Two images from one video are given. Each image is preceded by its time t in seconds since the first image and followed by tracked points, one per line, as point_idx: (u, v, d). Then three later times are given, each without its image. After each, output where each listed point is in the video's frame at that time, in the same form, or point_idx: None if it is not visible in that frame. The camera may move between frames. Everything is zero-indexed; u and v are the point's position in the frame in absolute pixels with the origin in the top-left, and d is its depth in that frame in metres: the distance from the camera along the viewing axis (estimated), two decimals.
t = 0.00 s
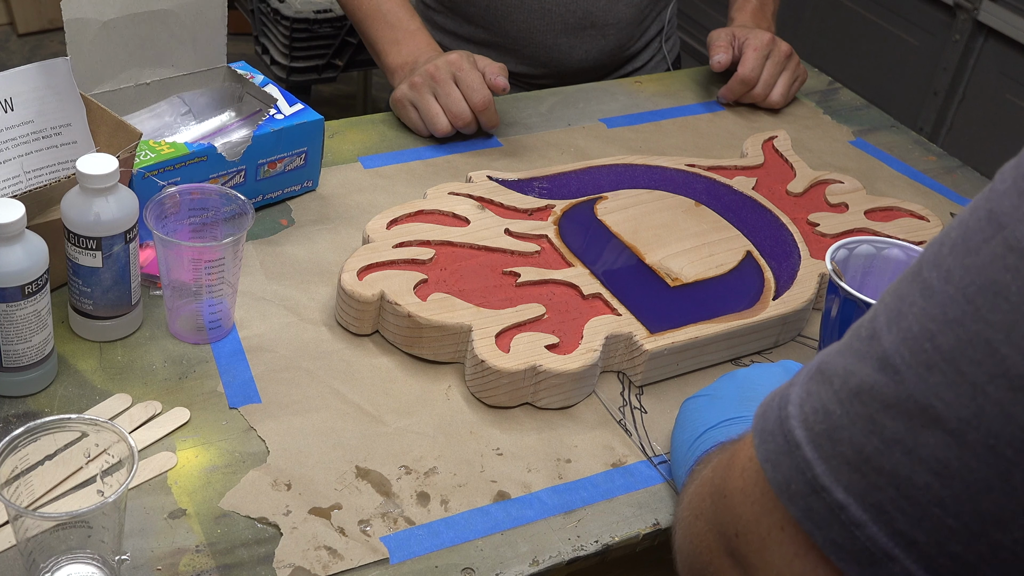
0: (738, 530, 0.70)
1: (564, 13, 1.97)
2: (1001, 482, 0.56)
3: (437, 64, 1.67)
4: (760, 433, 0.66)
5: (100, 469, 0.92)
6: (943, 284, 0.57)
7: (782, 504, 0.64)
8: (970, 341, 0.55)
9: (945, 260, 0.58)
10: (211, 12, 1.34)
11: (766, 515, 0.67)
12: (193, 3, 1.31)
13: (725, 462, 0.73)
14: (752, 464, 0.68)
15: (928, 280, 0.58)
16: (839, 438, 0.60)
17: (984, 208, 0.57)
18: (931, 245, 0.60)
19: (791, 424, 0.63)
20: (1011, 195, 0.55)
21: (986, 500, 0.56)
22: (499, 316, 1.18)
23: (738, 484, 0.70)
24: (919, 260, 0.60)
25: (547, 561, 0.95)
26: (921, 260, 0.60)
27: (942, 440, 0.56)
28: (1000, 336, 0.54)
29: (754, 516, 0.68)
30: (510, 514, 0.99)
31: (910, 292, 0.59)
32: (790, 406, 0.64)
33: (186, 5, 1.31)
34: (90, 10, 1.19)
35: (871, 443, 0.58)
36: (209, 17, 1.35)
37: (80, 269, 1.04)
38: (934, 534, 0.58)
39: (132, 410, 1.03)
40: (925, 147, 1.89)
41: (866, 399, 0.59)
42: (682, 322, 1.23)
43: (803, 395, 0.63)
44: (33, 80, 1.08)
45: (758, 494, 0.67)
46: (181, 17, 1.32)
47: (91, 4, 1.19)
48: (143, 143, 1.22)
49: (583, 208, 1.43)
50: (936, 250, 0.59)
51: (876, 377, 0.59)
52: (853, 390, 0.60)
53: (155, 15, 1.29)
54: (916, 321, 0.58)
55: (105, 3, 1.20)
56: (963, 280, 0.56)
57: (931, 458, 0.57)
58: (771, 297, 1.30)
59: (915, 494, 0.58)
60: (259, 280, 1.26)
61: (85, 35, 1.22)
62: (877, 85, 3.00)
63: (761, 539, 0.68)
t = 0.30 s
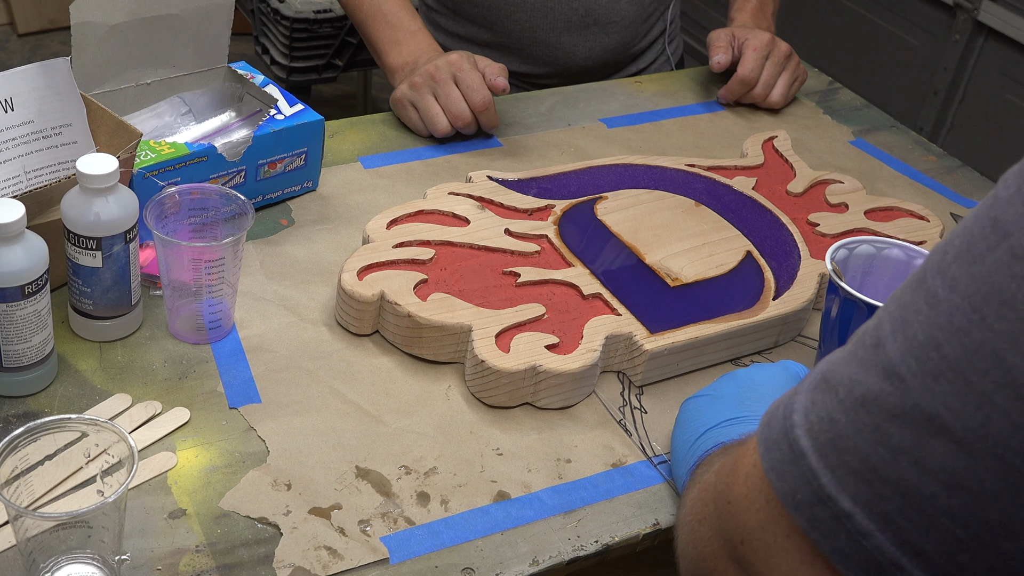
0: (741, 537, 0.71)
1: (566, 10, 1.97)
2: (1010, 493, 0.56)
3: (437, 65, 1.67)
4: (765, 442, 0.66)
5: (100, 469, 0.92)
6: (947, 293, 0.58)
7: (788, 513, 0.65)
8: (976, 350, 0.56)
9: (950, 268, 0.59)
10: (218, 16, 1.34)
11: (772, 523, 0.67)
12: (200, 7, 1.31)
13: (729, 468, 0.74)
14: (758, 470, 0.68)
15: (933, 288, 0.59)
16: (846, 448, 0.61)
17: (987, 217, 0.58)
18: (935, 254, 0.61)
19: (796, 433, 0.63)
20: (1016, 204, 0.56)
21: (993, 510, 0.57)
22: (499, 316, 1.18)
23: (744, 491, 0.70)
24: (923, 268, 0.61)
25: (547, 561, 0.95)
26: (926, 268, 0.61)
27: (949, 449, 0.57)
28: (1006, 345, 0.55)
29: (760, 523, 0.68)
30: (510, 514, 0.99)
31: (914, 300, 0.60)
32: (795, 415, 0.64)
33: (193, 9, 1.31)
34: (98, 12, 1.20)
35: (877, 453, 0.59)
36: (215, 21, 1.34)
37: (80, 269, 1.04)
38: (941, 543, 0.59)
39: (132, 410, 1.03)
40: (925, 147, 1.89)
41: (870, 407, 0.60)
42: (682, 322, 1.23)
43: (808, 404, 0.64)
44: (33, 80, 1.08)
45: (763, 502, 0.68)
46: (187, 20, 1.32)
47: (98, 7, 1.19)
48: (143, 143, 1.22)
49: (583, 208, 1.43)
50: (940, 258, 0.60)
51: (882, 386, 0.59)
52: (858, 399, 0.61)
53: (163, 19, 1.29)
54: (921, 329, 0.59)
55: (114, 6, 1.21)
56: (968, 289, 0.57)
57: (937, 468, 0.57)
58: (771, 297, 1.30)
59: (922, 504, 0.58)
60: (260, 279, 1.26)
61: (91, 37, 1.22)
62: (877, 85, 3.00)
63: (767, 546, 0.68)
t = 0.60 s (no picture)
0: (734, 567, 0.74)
1: (568, 12, 1.97)
2: None
3: (437, 65, 1.67)
4: (784, 494, 0.67)
5: (100, 469, 0.92)
6: (956, 342, 0.59)
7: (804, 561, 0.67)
8: (991, 401, 0.57)
9: (956, 314, 0.59)
10: (216, 16, 1.33)
11: (767, 558, 0.70)
12: (198, 6, 1.30)
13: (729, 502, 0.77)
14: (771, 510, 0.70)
15: (940, 335, 0.60)
16: (867, 500, 0.62)
17: (990, 261, 0.58)
18: (938, 295, 0.61)
19: (816, 485, 0.65)
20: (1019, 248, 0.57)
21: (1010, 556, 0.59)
22: (499, 316, 1.18)
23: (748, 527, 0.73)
24: (925, 311, 0.62)
25: (547, 561, 0.95)
26: (928, 310, 0.62)
27: (967, 500, 0.59)
28: (1019, 394, 0.56)
29: (754, 557, 0.71)
30: (511, 514, 0.99)
31: (921, 347, 0.61)
32: (812, 467, 0.65)
33: (193, 9, 1.30)
34: (98, 13, 1.19)
35: (898, 505, 0.61)
36: (213, 20, 1.34)
37: (80, 269, 1.04)
38: None
39: (132, 410, 1.03)
40: (925, 147, 1.89)
41: (889, 459, 0.61)
42: (682, 321, 1.23)
43: (824, 455, 0.65)
44: (33, 81, 1.08)
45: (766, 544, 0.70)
46: (187, 21, 1.32)
47: (96, 6, 1.18)
48: (143, 143, 1.22)
49: (583, 208, 1.43)
50: (945, 302, 0.60)
51: (900, 439, 0.61)
52: (877, 451, 0.62)
53: (165, 18, 1.29)
54: (933, 379, 0.60)
55: (113, 5, 1.20)
56: (977, 338, 0.58)
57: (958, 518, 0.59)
58: (771, 297, 1.30)
59: (940, 554, 0.61)
60: (259, 280, 1.26)
61: (90, 37, 1.22)
62: (877, 85, 3.00)
63: None
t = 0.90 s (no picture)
0: None
1: (567, 12, 1.97)
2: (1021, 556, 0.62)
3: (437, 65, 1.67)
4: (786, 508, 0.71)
5: (100, 469, 0.92)
6: (955, 354, 0.62)
7: None
8: (991, 410, 0.60)
9: (955, 326, 0.62)
10: (215, 15, 1.33)
11: None
12: (196, 5, 1.30)
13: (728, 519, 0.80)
14: (772, 529, 0.73)
15: (940, 348, 0.63)
16: (864, 512, 0.66)
17: (987, 274, 0.61)
18: (935, 309, 0.64)
19: (818, 501, 0.68)
20: (1011, 261, 0.60)
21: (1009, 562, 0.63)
22: (499, 316, 1.18)
23: (748, 543, 0.76)
24: (922, 324, 0.65)
25: (547, 561, 0.95)
26: (925, 325, 0.64)
27: (966, 508, 0.62)
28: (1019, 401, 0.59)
29: None
30: (511, 514, 0.99)
31: (921, 360, 0.64)
32: (816, 483, 0.69)
33: (190, 7, 1.30)
34: (96, 11, 1.19)
35: (897, 517, 0.64)
36: (212, 20, 1.34)
37: (80, 269, 1.04)
38: None
39: (132, 409, 1.03)
40: (925, 147, 1.89)
41: (890, 472, 0.64)
42: (682, 321, 1.23)
43: (828, 472, 0.68)
44: (33, 81, 1.08)
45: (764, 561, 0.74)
46: (186, 20, 1.32)
47: (95, 6, 1.18)
48: (143, 143, 1.22)
49: (583, 208, 1.43)
50: (942, 316, 0.63)
51: (902, 452, 0.64)
52: (879, 465, 0.65)
53: (161, 17, 1.29)
54: (935, 392, 0.63)
55: (111, 5, 1.20)
56: (975, 349, 0.61)
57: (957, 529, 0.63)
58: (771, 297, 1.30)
59: (944, 564, 0.64)
60: (260, 280, 1.26)
61: (89, 36, 1.22)
62: (877, 84, 2.99)
63: None
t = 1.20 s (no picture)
0: None
1: (568, 13, 1.98)
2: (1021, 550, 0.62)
3: (437, 65, 1.67)
4: (791, 471, 0.70)
5: (100, 469, 0.92)
6: (937, 328, 0.63)
7: (806, 538, 0.69)
8: (960, 383, 0.61)
9: (941, 303, 0.63)
10: (215, 15, 1.33)
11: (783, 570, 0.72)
12: (196, 4, 1.30)
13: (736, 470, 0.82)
14: (770, 500, 0.74)
15: (925, 322, 0.64)
16: (856, 475, 0.66)
17: (975, 254, 0.62)
18: (929, 287, 0.66)
19: (817, 462, 0.68)
20: (996, 242, 0.61)
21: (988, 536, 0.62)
22: (499, 316, 1.18)
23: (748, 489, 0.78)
24: (917, 301, 0.66)
25: (547, 561, 0.95)
26: (920, 300, 0.66)
27: (935, 474, 0.62)
28: (987, 378, 0.60)
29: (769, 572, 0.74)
30: (511, 514, 0.99)
31: (908, 331, 0.65)
32: (815, 444, 0.69)
33: (191, 7, 1.30)
34: (96, 11, 1.19)
35: (880, 480, 0.64)
36: (211, 19, 1.34)
37: (80, 269, 1.04)
38: None
39: (132, 410, 1.03)
40: (925, 147, 1.89)
41: (879, 437, 0.64)
42: (682, 321, 1.23)
43: (826, 433, 0.68)
44: (33, 81, 1.08)
45: (759, 509, 0.75)
46: (186, 19, 1.32)
47: (95, 6, 1.18)
48: (143, 143, 1.22)
49: (583, 207, 1.43)
50: (934, 293, 0.65)
51: (883, 417, 0.64)
52: (866, 430, 0.65)
53: (161, 18, 1.29)
54: (916, 362, 0.64)
55: (112, 5, 1.20)
56: (954, 324, 0.62)
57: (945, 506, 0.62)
58: (771, 297, 1.30)
59: (916, 529, 0.63)
60: (260, 280, 1.26)
61: (89, 36, 1.22)
62: (877, 84, 2.99)
63: (754, 545, 0.76)
